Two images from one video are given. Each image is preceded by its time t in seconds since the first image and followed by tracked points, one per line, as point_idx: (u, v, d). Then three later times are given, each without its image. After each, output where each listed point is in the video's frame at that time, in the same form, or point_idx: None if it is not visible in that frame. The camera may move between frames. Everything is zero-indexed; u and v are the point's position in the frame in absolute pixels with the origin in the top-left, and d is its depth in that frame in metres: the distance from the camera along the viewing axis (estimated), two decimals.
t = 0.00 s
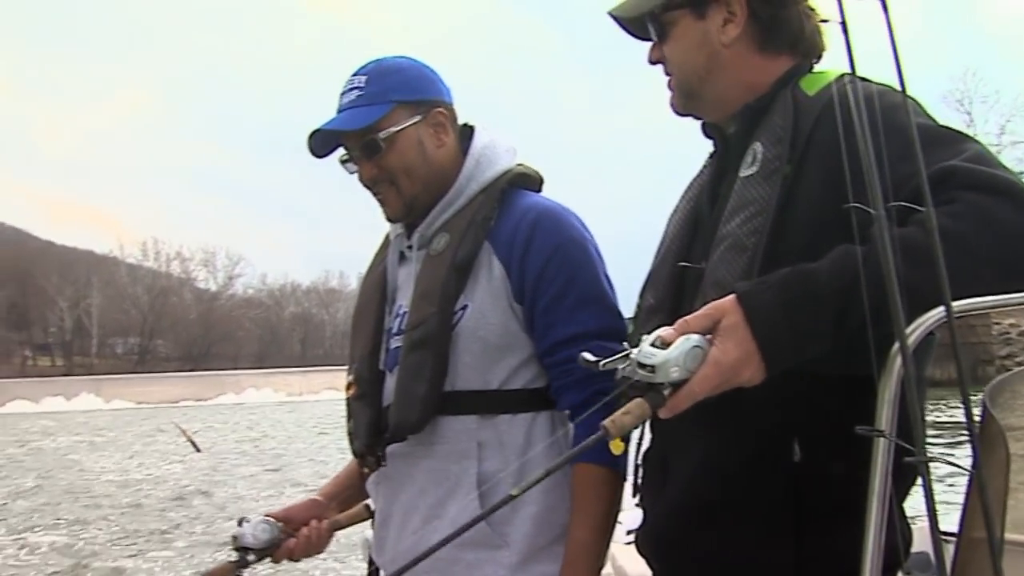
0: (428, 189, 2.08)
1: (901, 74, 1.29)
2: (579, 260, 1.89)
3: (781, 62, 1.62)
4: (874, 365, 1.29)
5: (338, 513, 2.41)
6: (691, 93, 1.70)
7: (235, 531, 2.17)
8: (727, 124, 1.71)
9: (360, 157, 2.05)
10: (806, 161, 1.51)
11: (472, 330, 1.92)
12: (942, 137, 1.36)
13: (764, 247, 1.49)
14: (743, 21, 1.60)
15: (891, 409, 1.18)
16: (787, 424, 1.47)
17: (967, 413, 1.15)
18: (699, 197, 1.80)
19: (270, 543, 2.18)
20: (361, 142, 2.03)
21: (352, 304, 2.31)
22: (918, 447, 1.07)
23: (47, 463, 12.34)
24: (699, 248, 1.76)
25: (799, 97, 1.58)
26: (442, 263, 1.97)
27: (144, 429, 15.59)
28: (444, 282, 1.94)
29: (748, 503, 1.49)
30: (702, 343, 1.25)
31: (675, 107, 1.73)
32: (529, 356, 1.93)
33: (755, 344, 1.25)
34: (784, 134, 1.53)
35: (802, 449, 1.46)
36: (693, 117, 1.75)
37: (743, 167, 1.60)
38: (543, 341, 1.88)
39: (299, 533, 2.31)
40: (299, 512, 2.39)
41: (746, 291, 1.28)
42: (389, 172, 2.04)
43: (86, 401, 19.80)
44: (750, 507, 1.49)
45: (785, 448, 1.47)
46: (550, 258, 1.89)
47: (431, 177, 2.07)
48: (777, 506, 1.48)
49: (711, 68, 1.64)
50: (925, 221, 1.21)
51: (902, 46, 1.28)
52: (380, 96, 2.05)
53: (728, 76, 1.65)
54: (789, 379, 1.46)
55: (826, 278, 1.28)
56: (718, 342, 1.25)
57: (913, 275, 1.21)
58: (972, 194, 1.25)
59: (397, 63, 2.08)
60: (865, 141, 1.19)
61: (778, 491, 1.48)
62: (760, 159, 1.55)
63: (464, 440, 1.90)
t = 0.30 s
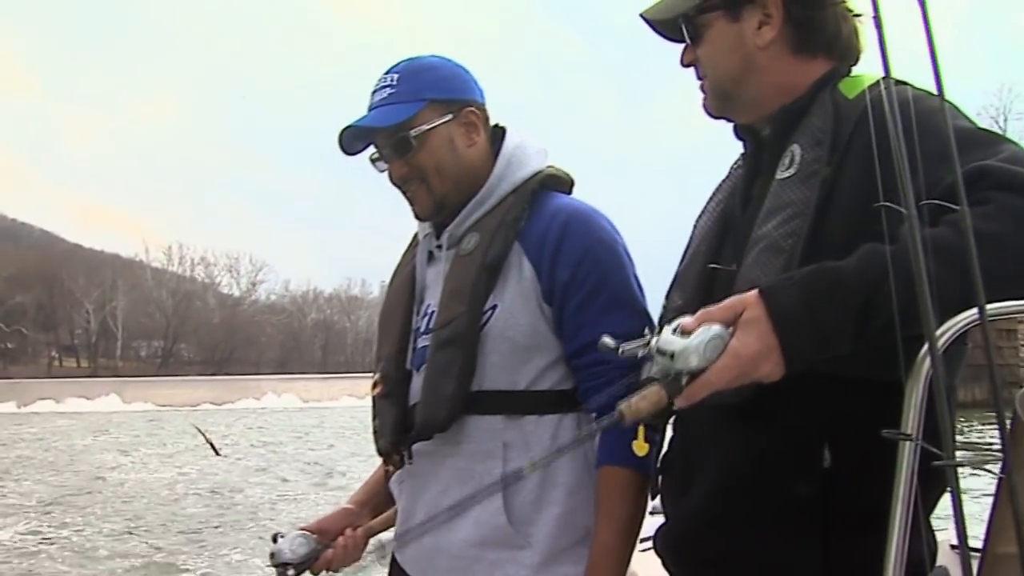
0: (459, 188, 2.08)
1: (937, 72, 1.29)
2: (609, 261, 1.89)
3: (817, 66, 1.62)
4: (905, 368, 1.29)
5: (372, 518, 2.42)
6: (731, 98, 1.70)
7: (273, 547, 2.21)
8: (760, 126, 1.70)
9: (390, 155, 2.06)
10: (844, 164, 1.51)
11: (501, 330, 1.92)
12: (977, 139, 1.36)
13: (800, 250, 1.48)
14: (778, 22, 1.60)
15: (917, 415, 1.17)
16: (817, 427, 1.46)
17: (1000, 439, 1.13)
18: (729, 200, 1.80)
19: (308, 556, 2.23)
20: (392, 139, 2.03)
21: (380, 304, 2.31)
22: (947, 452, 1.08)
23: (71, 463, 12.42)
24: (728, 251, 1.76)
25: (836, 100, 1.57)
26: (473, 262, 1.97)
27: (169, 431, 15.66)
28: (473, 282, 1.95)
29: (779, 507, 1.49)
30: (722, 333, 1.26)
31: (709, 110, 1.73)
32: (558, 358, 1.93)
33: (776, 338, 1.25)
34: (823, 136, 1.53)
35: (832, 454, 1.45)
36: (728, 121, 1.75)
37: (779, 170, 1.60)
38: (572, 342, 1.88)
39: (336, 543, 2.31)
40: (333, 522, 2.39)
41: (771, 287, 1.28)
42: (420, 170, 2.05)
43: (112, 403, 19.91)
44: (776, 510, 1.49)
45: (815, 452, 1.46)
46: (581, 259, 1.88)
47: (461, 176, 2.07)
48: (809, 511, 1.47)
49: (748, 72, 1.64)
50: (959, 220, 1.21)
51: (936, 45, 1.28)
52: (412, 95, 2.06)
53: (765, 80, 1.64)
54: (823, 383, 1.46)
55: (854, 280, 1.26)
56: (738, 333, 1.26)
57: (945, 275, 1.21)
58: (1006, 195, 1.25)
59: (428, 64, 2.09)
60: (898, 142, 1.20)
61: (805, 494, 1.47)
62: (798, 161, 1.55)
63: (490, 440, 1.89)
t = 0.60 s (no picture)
0: (486, 188, 2.09)
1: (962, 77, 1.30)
2: (636, 263, 1.88)
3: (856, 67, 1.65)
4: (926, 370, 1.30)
5: (393, 518, 2.42)
6: (778, 103, 1.68)
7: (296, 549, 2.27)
8: (789, 131, 1.72)
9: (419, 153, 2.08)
10: (873, 170, 1.52)
11: (527, 330, 1.93)
12: (1001, 143, 1.36)
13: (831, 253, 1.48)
14: (836, 22, 1.63)
15: (938, 418, 1.17)
16: (843, 431, 1.47)
17: None
18: (754, 204, 1.82)
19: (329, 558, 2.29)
20: (420, 138, 2.06)
21: (403, 304, 2.32)
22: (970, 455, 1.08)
23: (95, 465, 12.50)
24: (753, 254, 1.78)
25: (867, 105, 1.58)
26: (500, 261, 1.99)
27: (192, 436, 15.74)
28: (500, 282, 1.96)
29: (804, 513, 1.49)
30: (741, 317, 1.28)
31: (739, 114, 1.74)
32: (582, 360, 1.93)
33: (792, 328, 1.26)
34: (852, 143, 1.54)
35: (857, 458, 1.46)
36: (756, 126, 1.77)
37: (807, 175, 1.61)
38: (598, 343, 1.88)
39: (357, 543, 2.37)
40: (354, 523, 2.41)
41: (792, 281, 1.30)
42: (446, 168, 2.06)
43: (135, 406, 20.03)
44: (799, 515, 1.49)
45: (840, 456, 1.47)
46: (609, 260, 1.88)
47: (488, 176, 2.08)
48: (834, 519, 1.47)
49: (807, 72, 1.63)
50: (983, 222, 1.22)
51: (961, 47, 1.29)
52: (442, 94, 2.08)
53: (818, 80, 1.64)
54: (851, 389, 1.45)
55: (873, 279, 1.28)
56: (757, 318, 1.27)
57: (970, 278, 1.22)
58: None
59: (458, 66, 2.11)
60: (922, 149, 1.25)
61: (829, 498, 1.47)
62: (826, 167, 1.56)
63: (514, 440, 1.90)
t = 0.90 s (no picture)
0: (503, 193, 2.09)
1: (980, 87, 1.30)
2: (654, 267, 1.88)
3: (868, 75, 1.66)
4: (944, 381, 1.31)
5: (406, 518, 2.42)
6: (798, 111, 1.66)
7: (308, 545, 2.29)
8: (805, 138, 1.71)
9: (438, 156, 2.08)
10: (886, 177, 1.51)
11: (544, 333, 1.93)
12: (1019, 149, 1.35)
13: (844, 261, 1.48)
14: (852, 27, 1.62)
15: (953, 426, 1.17)
16: (855, 439, 1.46)
17: None
18: (769, 211, 1.81)
19: (341, 555, 2.31)
20: (439, 140, 2.05)
21: (419, 305, 2.32)
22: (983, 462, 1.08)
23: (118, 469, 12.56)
24: (768, 261, 1.77)
25: (879, 114, 1.58)
26: (517, 265, 1.99)
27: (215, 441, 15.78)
28: (517, 284, 1.96)
29: (816, 519, 1.48)
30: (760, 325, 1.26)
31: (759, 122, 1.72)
32: (599, 362, 1.93)
33: (811, 336, 1.25)
34: (866, 151, 1.54)
35: (869, 466, 1.45)
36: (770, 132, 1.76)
37: (821, 183, 1.62)
38: (616, 346, 1.87)
39: (369, 542, 2.38)
40: (367, 521, 2.41)
41: (810, 289, 1.29)
42: (466, 172, 2.06)
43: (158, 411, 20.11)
44: (810, 522, 1.49)
45: (852, 463, 1.46)
46: (626, 264, 1.88)
47: (506, 181, 2.09)
48: (847, 525, 1.46)
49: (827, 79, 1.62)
50: (999, 232, 1.21)
51: (979, 54, 1.28)
52: (464, 98, 2.08)
53: (836, 88, 1.64)
54: (862, 398, 1.46)
55: (892, 287, 1.28)
56: (775, 326, 1.26)
57: (985, 288, 1.22)
58: None
59: (477, 70, 2.11)
60: (942, 162, 1.25)
61: (841, 506, 1.47)
62: (840, 174, 1.57)
63: (529, 443, 1.91)
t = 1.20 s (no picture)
0: (513, 199, 2.08)
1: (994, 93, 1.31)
2: (662, 271, 1.87)
3: (872, 80, 1.65)
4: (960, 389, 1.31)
5: (407, 513, 2.40)
6: (800, 118, 1.65)
7: (304, 522, 2.29)
8: (809, 142, 1.69)
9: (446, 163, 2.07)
10: (893, 183, 1.51)
11: (552, 338, 1.92)
12: None
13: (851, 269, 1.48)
14: (853, 33, 1.61)
15: (969, 434, 1.16)
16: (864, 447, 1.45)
17: None
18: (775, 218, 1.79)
19: (336, 538, 2.29)
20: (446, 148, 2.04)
21: (429, 309, 2.31)
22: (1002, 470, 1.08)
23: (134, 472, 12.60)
24: (776, 268, 1.75)
25: (883, 119, 1.59)
26: (524, 270, 1.98)
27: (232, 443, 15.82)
28: (526, 289, 1.95)
29: (821, 522, 1.48)
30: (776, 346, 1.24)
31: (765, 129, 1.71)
32: (608, 366, 1.92)
33: (827, 354, 1.24)
34: (871, 156, 1.53)
35: (880, 474, 1.44)
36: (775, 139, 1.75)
37: (825, 189, 1.60)
38: (624, 351, 1.86)
39: (366, 529, 2.36)
40: (367, 509, 2.40)
41: (824, 302, 1.27)
42: (476, 181, 2.06)
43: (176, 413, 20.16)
44: (821, 531, 1.48)
45: (862, 471, 1.45)
46: (633, 269, 1.87)
47: (517, 188, 2.08)
48: (855, 528, 1.45)
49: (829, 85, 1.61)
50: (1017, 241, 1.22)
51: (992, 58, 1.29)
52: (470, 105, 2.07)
53: (838, 94, 1.63)
54: (869, 405, 1.46)
55: (904, 294, 1.27)
56: (792, 346, 1.24)
57: (1002, 295, 1.22)
58: None
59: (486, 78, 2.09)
60: (958, 166, 1.27)
61: (851, 514, 1.46)
62: (845, 180, 1.56)
63: (540, 449, 1.89)
